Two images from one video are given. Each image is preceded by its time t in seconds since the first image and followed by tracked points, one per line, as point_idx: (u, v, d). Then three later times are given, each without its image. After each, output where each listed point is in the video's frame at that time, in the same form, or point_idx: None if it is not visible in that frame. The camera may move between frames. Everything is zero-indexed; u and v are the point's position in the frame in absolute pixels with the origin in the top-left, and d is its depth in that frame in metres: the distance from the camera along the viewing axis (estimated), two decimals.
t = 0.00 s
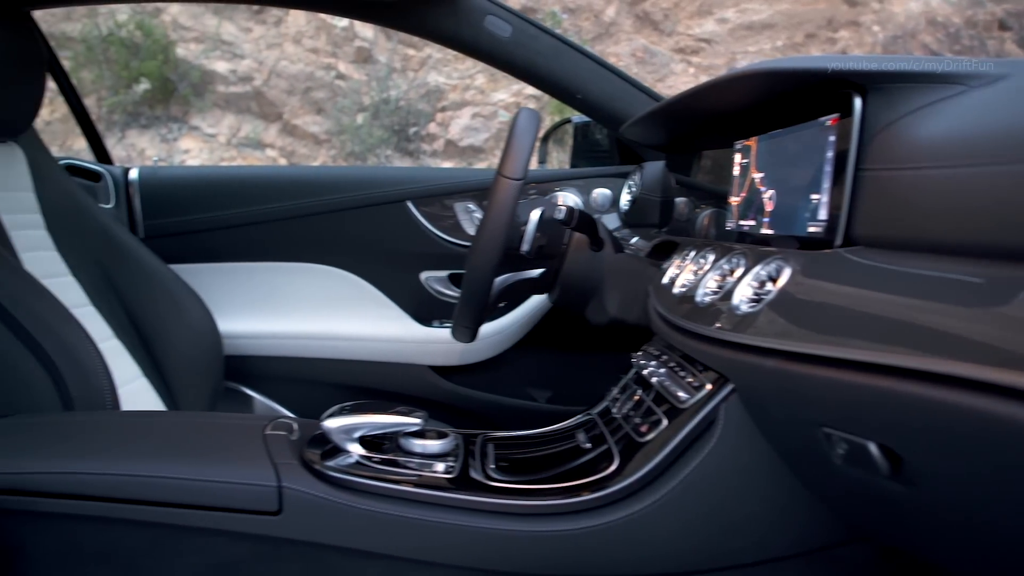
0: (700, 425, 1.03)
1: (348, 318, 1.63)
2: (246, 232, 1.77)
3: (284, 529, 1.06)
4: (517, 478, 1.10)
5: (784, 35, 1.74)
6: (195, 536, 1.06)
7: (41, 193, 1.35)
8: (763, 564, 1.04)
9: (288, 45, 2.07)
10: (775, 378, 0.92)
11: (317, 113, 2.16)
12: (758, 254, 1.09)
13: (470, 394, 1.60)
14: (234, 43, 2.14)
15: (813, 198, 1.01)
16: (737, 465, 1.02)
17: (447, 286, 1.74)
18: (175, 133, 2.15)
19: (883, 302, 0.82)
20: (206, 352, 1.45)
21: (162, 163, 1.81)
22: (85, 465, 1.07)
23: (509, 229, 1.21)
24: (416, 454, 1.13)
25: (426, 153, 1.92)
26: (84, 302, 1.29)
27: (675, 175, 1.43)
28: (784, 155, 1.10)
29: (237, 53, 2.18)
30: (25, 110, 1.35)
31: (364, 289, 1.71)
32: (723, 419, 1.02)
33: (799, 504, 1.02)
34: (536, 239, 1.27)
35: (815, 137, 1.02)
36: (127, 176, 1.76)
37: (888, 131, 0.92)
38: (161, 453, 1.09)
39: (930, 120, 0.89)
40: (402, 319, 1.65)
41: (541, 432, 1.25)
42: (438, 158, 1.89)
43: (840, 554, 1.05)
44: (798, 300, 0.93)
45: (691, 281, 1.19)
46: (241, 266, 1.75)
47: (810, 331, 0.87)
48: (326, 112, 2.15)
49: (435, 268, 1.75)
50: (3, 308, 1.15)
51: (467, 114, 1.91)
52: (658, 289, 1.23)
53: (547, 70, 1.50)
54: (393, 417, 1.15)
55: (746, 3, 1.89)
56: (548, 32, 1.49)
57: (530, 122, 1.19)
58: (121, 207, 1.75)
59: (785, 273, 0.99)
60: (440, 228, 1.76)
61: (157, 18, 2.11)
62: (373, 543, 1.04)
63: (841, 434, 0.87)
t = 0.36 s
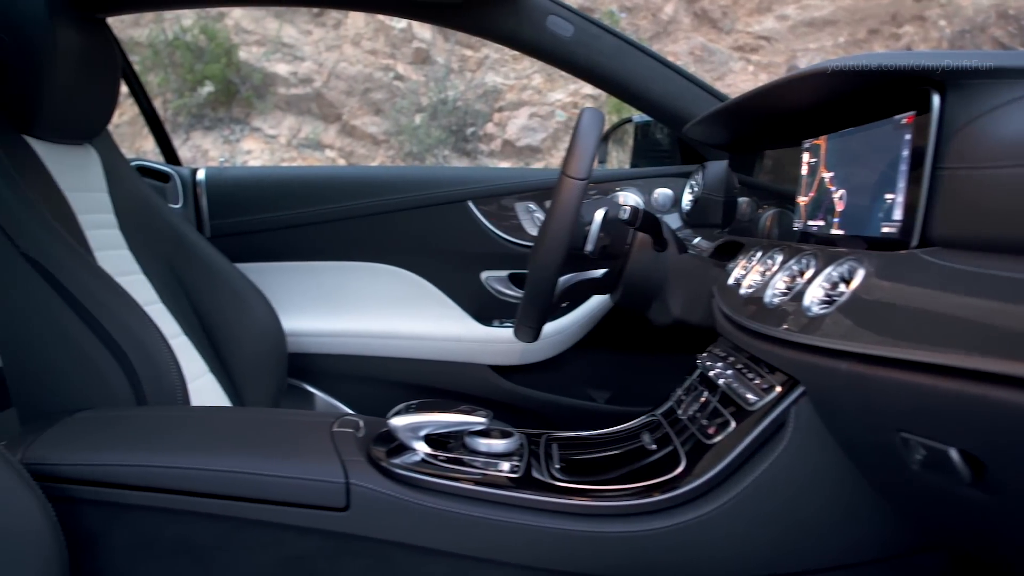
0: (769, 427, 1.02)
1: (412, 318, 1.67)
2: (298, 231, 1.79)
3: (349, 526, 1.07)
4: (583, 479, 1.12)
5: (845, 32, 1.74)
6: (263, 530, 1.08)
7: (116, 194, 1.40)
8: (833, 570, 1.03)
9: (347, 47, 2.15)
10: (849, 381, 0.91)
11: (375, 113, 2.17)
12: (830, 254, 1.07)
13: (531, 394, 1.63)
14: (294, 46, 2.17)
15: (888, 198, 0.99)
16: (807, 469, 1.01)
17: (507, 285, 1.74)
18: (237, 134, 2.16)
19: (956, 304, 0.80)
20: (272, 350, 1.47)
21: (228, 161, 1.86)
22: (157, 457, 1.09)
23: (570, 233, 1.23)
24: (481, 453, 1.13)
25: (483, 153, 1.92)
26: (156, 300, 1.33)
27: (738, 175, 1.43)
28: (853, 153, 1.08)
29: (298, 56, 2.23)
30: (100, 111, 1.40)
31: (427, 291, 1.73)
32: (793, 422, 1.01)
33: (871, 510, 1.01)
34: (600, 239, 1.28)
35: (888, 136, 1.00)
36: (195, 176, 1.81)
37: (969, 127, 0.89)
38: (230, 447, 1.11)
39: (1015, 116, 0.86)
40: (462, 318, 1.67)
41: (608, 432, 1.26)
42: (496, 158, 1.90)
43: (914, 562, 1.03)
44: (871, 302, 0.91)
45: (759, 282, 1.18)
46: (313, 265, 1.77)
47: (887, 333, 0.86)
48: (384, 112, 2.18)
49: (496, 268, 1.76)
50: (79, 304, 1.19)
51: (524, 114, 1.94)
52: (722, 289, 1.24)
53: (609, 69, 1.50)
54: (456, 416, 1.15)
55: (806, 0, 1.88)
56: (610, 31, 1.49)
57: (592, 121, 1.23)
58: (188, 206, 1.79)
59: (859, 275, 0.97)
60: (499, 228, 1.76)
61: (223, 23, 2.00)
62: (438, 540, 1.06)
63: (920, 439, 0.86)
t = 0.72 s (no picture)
0: (844, 431, 1.01)
1: (477, 318, 1.67)
2: (369, 232, 1.89)
3: (417, 523, 1.08)
4: (654, 481, 1.13)
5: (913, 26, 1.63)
6: (333, 526, 1.09)
7: (187, 195, 1.44)
8: None
9: (407, 48, 2.05)
10: (927, 384, 0.89)
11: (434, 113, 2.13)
12: (907, 256, 1.05)
13: (594, 394, 1.63)
14: (355, 47, 2.09)
15: (969, 198, 0.96)
16: (882, 475, 0.99)
17: (569, 286, 1.80)
18: (300, 135, 2.11)
19: None
20: (336, 348, 1.49)
21: (297, 163, 1.97)
22: (230, 452, 1.11)
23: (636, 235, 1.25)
24: (548, 453, 1.15)
25: (542, 153, 1.96)
26: (225, 298, 1.36)
27: (806, 175, 1.43)
28: (931, 149, 1.05)
29: (358, 56, 2.14)
30: (172, 116, 1.44)
31: (491, 292, 1.78)
32: (868, 426, 1.00)
33: (947, 516, 0.99)
34: (666, 239, 1.28)
35: (970, 134, 0.97)
36: (261, 177, 1.92)
37: None
38: (300, 444, 1.12)
39: None
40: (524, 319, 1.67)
41: (677, 435, 1.28)
42: (555, 158, 1.95)
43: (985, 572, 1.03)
44: (950, 303, 0.89)
45: (830, 282, 1.17)
46: (378, 266, 1.84)
47: (968, 335, 0.84)
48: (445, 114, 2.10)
49: (558, 268, 1.81)
50: (156, 303, 1.23)
51: (584, 113, 1.97)
52: (790, 288, 1.23)
53: (673, 68, 1.49)
54: (526, 416, 1.15)
55: None
56: (674, 30, 1.48)
57: (658, 120, 1.24)
58: (256, 206, 1.91)
59: (938, 277, 0.94)
60: (560, 228, 1.82)
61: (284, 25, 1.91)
62: (505, 539, 1.06)
63: (1006, 447, 0.83)
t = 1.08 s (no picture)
0: (923, 436, 0.99)
1: (540, 319, 1.73)
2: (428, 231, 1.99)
3: (487, 521, 1.08)
4: (726, 484, 1.12)
5: (986, 21, 1.42)
6: (402, 523, 1.10)
7: (257, 196, 1.46)
8: None
9: (468, 48, 2.03)
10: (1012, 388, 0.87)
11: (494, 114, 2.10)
12: (989, 258, 1.02)
13: (656, 394, 1.68)
14: (416, 48, 2.04)
15: None
16: (963, 482, 0.98)
17: (633, 286, 1.86)
18: (362, 136, 2.11)
19: None
20: (401, 348, 1.50)
21: (362, 162, 2.08)
22: (302, 449, 1.12)
23: (705, 237, 1.25)
24: (617, 453, 1.15)
25: (602, 153, 1.97)
26: (293, 296, 1.38)
27: (875, 174, 1.40)
28: (1018, 147, 1.02)
29: (420, 59, 2.09)
30: (243, 119, 1.47)
31: (558, 295, 1.85)
32: (949, 432, 0.98)
33: None
34: (735, 240, 1.29)
35: None
36: (328, 177, 2.05)
37: None
38: (370, 442, 1.13)
39: None
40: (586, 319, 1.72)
41: (747, 438, 1.28)
42: (615, 157, 1.98)
43: None
44: None
45: (906, 284, 1.15)
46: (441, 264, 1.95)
47: None
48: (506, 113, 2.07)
49: (622, 269, 1.87)
50: (227, 298, 1.25)
51: (644, 113, 1.94)
52: (861, 289, 1.22)
53: (738, 65, 1.55)
54: (593, 416, 1.18)
55: None
56: (742, 28, 1.54)
57: (727, 118, 1.22)
58: (323, 206, 2.03)
59: None
60: (624, 228, 1.89)
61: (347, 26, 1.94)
62: (574, 539, 1.06)
63: None
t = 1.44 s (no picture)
0: (998, 442, 0.97)
1: (596, 320, 1.82)
2: (483, 230, 2.05)
3: (547, 520, 1.08)
4: (792, 487, 1.11)
5: None
6: (463, 522, 1.11)
7: (317, 196, 1.48)
8: None
9: (521, 48, 2.00)
10: None
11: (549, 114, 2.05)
12: None
13: (709, 395, 1.74)
14: (470, 48, 2.01)
15: None
16: None
17: (689, 286, 1.90)
18: (415, 136, 2.13)
19: None
20: (459, 347, 1.50)
21: (417, 162, 2.14)
22: (366, 446, 1.14)
23: (767, 236, 1.25)
24: (679, 455, 1.15)
25: (656, 152, 1.98)
26: (352, 296, 1.40)
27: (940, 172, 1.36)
28: None
29: (473, 59, 2.05)
30: (303, 120, 1.49)
31: (613, 295, 1.91)
32: None
33: None
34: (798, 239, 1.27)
35: None
36: (385, 177, 2.12)
37: None
38: (433, 440, 1.14)
39: None
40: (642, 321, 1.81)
41: (810, 441, 1.27)
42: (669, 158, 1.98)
43: None
44: None
45: (977, 286, 1.13)
46: (496, 264, 2.02)
47: None
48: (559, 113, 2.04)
49: (678, 269, 1.92)
50: (288, 295, 1.26)
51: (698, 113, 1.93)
52: (929, 291, 1.20)
53: (798, 62, 1.59)
54: (654, 417, 1.16)
55: None
56: (804, 26, 1.57)
57: (789, 116, 1.21)
58: (380, 205, 2.11)
59: None
60: (683, 228, 1.93)
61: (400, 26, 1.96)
62: (634, 540, 1.05)
63: None
